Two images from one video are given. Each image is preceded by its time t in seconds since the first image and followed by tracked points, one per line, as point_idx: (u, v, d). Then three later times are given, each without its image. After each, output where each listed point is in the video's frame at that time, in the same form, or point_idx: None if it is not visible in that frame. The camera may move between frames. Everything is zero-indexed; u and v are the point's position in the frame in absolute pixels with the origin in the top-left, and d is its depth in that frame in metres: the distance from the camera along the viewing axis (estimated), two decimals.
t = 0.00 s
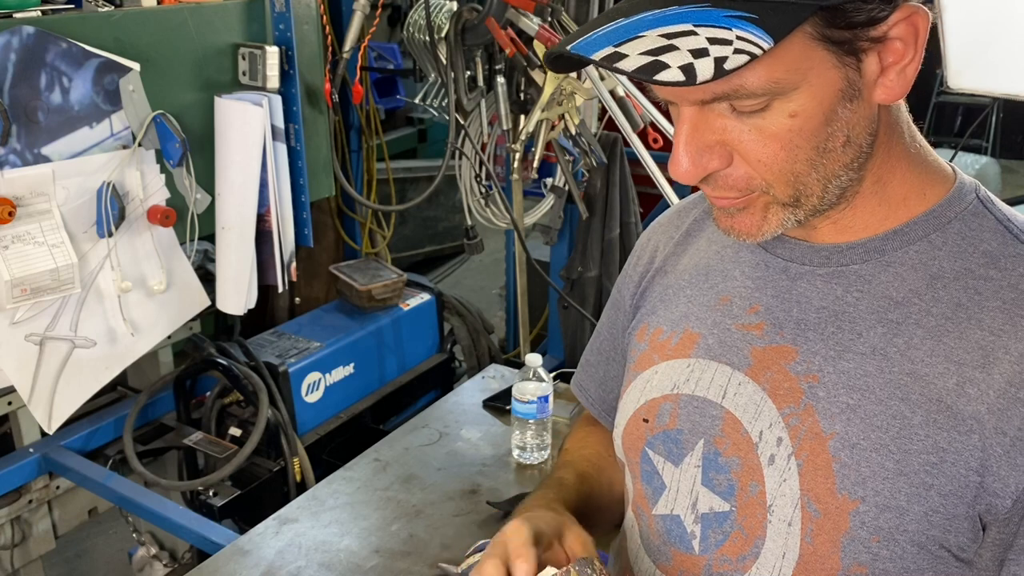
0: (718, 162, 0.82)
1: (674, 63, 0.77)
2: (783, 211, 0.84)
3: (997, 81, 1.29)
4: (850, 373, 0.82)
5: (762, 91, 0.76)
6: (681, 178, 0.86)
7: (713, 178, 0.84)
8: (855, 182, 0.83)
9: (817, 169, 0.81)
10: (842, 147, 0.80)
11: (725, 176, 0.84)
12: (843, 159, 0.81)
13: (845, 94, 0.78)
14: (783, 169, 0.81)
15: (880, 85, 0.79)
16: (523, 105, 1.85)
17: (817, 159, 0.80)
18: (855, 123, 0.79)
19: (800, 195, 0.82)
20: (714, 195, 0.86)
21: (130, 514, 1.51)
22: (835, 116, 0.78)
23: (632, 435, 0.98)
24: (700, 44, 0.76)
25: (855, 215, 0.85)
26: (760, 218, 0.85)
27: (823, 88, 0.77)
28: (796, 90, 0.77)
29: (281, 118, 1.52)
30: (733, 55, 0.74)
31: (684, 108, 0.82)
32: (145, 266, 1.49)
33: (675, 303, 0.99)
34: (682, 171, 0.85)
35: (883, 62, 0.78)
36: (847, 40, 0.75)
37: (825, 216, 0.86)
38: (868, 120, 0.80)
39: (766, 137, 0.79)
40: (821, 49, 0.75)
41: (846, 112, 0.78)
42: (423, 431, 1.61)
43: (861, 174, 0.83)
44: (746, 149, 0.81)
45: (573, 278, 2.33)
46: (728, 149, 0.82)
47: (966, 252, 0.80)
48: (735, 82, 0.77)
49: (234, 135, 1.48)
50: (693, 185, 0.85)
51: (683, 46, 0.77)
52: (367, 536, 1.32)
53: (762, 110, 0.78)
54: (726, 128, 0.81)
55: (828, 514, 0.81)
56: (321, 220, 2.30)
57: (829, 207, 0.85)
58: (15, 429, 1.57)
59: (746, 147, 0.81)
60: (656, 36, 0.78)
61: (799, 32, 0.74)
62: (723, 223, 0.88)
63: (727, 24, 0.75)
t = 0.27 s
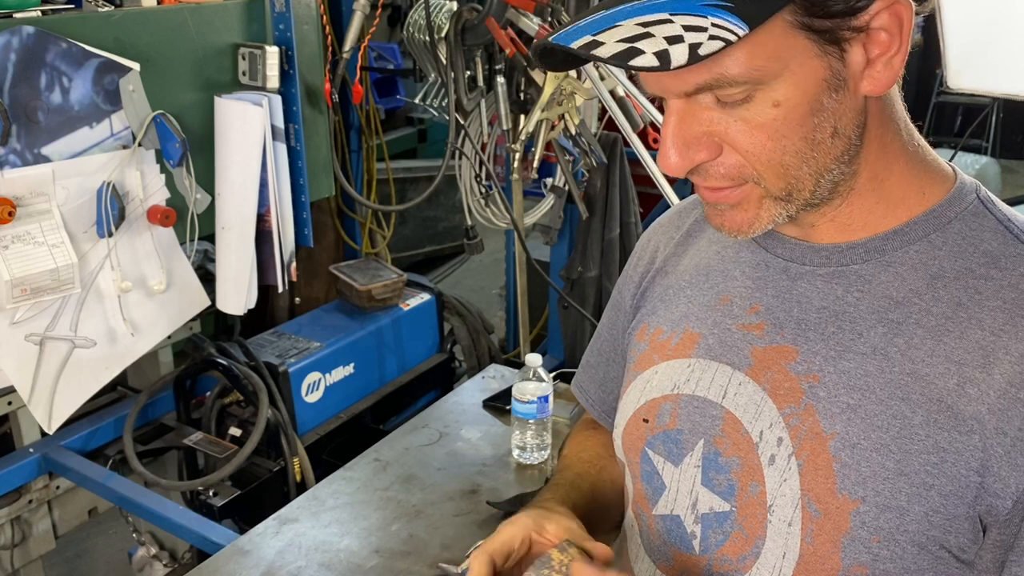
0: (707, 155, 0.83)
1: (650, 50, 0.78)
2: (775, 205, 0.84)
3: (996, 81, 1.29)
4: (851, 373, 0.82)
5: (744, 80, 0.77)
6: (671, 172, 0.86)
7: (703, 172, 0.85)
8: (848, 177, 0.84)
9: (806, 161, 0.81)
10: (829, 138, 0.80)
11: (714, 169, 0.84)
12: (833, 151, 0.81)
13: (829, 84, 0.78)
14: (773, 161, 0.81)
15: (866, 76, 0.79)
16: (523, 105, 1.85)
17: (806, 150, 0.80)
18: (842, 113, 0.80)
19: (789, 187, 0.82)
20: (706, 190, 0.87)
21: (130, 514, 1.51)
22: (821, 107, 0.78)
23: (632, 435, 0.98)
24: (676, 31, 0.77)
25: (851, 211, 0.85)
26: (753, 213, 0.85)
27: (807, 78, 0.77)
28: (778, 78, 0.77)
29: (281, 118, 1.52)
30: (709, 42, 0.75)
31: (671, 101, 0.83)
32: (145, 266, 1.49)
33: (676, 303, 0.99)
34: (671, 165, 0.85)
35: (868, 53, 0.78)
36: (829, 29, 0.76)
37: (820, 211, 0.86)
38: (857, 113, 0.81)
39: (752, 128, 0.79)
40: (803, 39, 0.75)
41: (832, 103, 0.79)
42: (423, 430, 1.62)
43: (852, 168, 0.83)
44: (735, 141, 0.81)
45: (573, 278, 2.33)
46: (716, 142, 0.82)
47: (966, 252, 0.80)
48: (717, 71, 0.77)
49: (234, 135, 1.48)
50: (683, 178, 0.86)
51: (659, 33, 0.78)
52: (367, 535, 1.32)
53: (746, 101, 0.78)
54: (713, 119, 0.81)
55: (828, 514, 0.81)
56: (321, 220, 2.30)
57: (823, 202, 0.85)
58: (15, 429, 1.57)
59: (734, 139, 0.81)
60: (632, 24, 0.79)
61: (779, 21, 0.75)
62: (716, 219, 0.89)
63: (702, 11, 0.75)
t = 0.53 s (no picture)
0: (688, 148, 0.86)
1: (605, 38, 0.83)
2: (762, 196, 0.86)
3: (995, 81, 1.24)
4: (852, 375, 0.82)
5: (709, 68, 0.80)
6: (659, 169, 0.89)
7: (687, 167, 0.87)
8: (838, 168, 0.85)
9: (784, 147, 0.83)
10: (804, 122, 0.82)
11: (698, 162, 0.87)
12: (814, 137, 0.83)
13: (799, 68, 0.81)
14: (751, 148, 0.84)
15: (837, 60, 0.81)
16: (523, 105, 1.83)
17: (782, 136, 0.83)
18: (817, 97, 0.82)
19: (771, 175, 0.85)
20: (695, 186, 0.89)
21: (130, 514, 1.51)
22: (791, 91, 0.81)
23: (634, 437, 0.98)
24: (631, 21, 0.82)
25: (847, 206, 0.86)
26: (742, 207, 0.87)
27: (774, 61, 0.80)
28: (744, 63, 0.80)
29: (281, 118, 1.52)
30: (661, 26, 0.79)
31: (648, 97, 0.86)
32: (145, 266, 1.49)
33: (677, 305, 0.99)
34: (656, 162, 0.88)
35: (838, 36, 0.80)
36: (790, 13, 0.79)
37: (814, 205, 0.87)
38: (835, 99, 0.83)
39: (727, 117, 0.83)
40: (765, 23, 0.79)
41: (803, 86, 0.81)
42: (423, 431, 1.61)
43: (840, 157, 0.84)
44: (713, 131, 0.84)
45: (573, 278, 2.33)
46: (694, 133, 0.85)
47: (969, 253, 0.80)
48: (684, 60, 0.81)
49: (234, 134, 1.48)
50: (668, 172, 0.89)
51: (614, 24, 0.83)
52: (367, 536, 1.32)
53: (716, 88, 0.82)
54: (689, 111, 0.84)
55: (832, 516, 0.81)
56: (321, 220, 2.30)
57: (814, 195, 0.86)
58: (15, 429, 1.57)
59: (711, 128, 0.84)
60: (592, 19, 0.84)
61: (739, 6, 0.78)
62: (712, 217, 0.91)
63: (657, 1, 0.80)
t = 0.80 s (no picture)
0: (666, 146, 0.87)
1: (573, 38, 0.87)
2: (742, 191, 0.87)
3: (996, 81, 1.29)
4: (845, 370, 0.82)
5: (677, 64, 0.82)
6: (643, 166, 0.91)
7: (668, 164, 0.89)
8: (820, 163, 0.85)
9: (757, 141, 0.84)
10: (775, 116, 0.83)
11: (676, 159, 0.88)
12: (788, 131, 0.84)
13: (766, 62, 0.82)
14: (726, 143, 0.85)
15: (806, 54, 0.82)
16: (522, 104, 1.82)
17: (754, 130, 0.84)
18: (787, 91, 0.83)
19: (747, 170, 0.86)
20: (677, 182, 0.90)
21: (130, 514, 1.51)
22: (760, 85, 0.82)
23: (633, 436, 0.98)
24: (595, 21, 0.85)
25: (831, 201, 0.86)
26: (724, 203, 0.89)
27: (740, 56, 0.81)
28: (711, 59, 0.82)
29: (281, 118, 1.52)
30: (623, 25, 0.82)
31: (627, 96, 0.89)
32: (145, 266, 1.49)
33: (675, 304, 0.99)
34: (637, 160, 0.90)
35: (805, 31, 0.81)
36: (753, 8, 0.80)
37: (797, 200, 0.88)
38: (808, 93, 0.83)
39: (698, 113, 0.84)
40: (730, 20, 0.80)
41: (772, 80, 0.82)
42: (423, 431, 1.61)
43: (819, 151, 0.85)
44: (687, 127, 0.85)
45: (573, 278, 2.32)
46: (671, 131, 0.87)
47: (960, 247, 0.80)
48: (653, 58, 0.83)
49: (234, 135, 1.48)
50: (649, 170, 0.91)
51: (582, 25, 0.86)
52: (367, 536, 1.32)
53: (687, 85, 0.84)
54: (663, 108, 0.86)
55: (825, 512, 0.81)
56: (321, 220, 2.30)
57: (797, 190, 0.87)
58: (15, 429, 1.57)
59: (685, 125, 0.86)
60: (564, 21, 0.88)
61: (703, 4, 0.80)
62: (699, 215, 0.92)
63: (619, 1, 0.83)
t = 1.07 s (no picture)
0: (656, 145, 0.88)
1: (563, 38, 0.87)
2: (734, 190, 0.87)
3: (996, 81, 1.29)
4: (838, 366, 0.82)
5: (666, 64, 0.83)
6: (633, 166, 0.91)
7: (658, 163, 0.89)
8: (812, 161, 0.86)
9: (748, 139, 0.85)
10: (766, 115, 0.84)
11: (668, 159, 0.89)
12: (779, 129, 0.85)
13: (754, 62, 0.82)
14: (716, 141, 0.85)
15: (794, 54, 0.83)
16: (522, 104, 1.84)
17: (744, 128, 0.84)
18: (777, 90, 0.83)
19: (738, 168, 0.86)
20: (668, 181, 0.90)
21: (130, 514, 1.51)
22: (749, 84, 0.83)
23: (631, 434, 0.98)
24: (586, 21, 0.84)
25: (823, 199, 0.87)
26: (718, 202, 0.89)
27: (730, 55, 0.82)
28: (700, 58, 0.83)
29: (281, 118, 1.52)
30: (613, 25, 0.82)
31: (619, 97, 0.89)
32: (145, 266, 1.49)
33: (674, 304, 0.99)
34: (628, 160, 0.90)
35: (793, 31, 0.82)
36: (742, 8, 0.81)
37: (788, 198, 0.88)
38: (797, 93, 0.84)
39: (688, 112, 0.85)
40: (719, 20, 0.81)
41: (761, 79, 0.83)
42: (423, 431, 1.62)
43: (809, 149, 0.85)
44: (678, 126, 0.86)
45: (573, 278, 2.32)
46: (663, 131, 0.87)
47: (952, 244, 0.80)
48: (643, 58, 0.84)
49: (234, 135, 1.48)
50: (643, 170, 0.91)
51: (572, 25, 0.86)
52: (367, 536, 1.32)
53: (677, 84, 0.84)
54: (654, 108, 0.87)
55: (818, 507, 0.81)
56: (321, 220, 2.30)
57: (788, 189, 0.87)
58: (15, 429, 1.57)
59: (676, 125, 0.86)
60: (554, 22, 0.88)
61: (692, 4, 0.81)
62: (690, 214, 0.92)
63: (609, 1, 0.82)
